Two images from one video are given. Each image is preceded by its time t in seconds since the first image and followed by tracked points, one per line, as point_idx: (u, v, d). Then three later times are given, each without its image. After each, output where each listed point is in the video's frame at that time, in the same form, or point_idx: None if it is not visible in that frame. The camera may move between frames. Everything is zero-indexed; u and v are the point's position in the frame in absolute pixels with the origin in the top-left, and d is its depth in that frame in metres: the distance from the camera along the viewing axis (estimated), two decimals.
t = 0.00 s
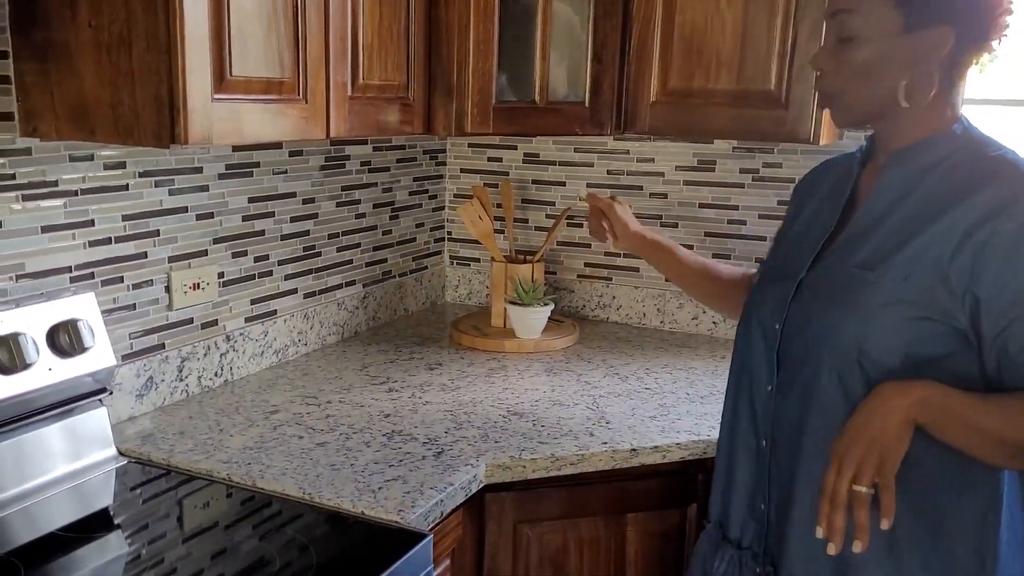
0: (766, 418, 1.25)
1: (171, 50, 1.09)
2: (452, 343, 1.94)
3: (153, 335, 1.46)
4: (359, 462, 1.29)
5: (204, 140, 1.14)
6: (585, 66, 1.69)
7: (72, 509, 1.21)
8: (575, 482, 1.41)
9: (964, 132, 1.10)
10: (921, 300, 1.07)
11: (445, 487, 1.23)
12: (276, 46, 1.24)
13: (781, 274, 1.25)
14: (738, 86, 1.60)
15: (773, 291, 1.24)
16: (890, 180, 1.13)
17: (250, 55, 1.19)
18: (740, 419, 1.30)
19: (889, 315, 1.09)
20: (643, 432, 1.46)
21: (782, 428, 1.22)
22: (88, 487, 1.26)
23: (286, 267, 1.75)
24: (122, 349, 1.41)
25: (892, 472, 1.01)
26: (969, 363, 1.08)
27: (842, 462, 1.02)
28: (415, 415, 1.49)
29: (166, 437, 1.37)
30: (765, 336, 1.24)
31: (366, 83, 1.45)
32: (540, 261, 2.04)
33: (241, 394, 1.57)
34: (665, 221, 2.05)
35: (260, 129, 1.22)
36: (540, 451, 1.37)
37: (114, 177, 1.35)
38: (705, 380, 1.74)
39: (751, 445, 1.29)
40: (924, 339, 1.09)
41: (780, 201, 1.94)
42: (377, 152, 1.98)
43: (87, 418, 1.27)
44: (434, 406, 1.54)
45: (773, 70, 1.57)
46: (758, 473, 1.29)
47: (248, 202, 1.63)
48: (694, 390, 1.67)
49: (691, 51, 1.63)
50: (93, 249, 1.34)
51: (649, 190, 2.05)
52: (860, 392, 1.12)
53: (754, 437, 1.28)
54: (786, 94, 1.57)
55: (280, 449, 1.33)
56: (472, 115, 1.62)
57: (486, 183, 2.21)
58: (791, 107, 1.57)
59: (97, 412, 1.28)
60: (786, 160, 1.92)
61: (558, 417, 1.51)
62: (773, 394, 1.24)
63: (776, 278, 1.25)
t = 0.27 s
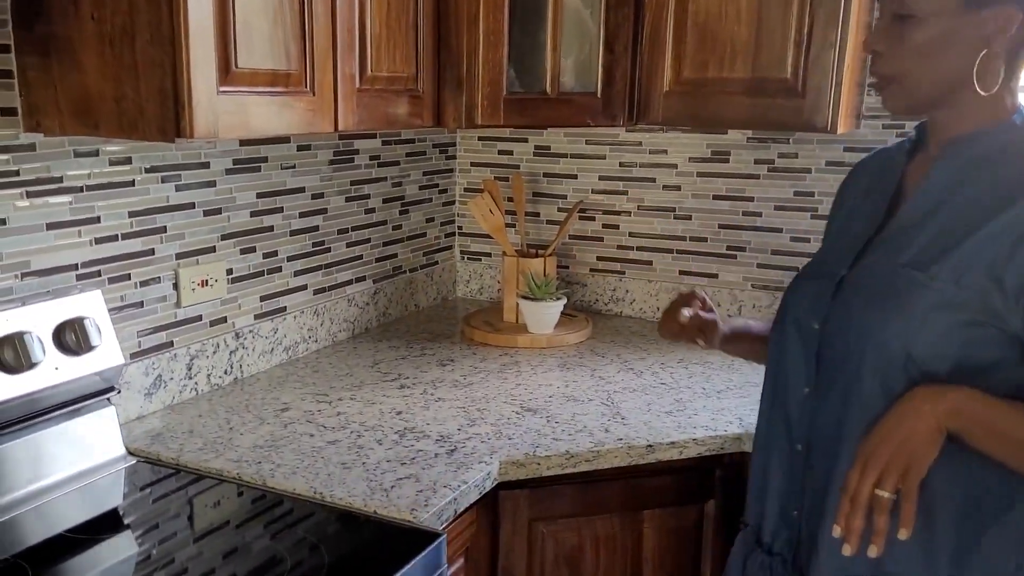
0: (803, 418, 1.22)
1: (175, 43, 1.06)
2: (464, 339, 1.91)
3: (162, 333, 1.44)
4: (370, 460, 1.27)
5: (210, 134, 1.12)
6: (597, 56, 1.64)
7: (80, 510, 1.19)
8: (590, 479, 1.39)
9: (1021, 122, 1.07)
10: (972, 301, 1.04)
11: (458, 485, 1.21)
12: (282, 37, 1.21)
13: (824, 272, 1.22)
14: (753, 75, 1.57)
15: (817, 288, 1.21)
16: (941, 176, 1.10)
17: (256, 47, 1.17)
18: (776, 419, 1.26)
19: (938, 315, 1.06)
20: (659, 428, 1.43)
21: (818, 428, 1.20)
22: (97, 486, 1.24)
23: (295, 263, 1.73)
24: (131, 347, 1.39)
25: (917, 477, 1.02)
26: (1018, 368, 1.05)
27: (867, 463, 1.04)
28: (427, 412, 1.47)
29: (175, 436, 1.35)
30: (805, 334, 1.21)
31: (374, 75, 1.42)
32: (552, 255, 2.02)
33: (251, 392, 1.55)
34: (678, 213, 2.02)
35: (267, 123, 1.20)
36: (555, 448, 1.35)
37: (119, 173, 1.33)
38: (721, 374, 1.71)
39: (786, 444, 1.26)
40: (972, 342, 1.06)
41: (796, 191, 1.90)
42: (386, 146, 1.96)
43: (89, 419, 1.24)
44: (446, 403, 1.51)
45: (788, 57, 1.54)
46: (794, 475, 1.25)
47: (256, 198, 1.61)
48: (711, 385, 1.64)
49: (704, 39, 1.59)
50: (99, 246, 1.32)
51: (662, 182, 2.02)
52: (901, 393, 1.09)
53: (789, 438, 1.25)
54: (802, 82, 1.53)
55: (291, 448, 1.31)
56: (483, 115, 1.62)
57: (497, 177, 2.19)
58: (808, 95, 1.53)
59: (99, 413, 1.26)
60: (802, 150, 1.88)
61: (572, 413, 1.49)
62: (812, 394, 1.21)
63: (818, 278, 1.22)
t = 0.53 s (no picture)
0: (863, 441, 1.10)
1: (170, 37, 1.03)
2: (472, 338, 1.88)
3: (163, 335, 1.41)
4: (375, 465, 1.24)
5: (206, 130, 1.08)
6: (605, 50, 1.61)
7: (80, 518, 1.16)
8: (601, 483, 1.35)
9: None
10: None
11: (465, 490, 1.17)
12: (280, 29, 1.18)
13: (891, 281, 1.09)
14: (766, 65, 1.52)
15: (885, 300, 1.09)
16: None
17: (253, 41, 1.13)
18: (834, 444, 1.14)
19: None
20: (672, 430, 1.40)
21: (882, 454, 1.07)
22: (98, 493, 1.21)
23: (298, 262, 1.69)
24: (131, 350, 1.36)
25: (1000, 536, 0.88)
26: None
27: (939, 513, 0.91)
28: (433, 414, 1.43)
29: (176, 440, 1.32)
30: (868, 348, 1.09)
31: (377, 69, 1.39)
32: (560, 252, 1.98)
33: (254, 395, 1.52)
34: (690, 208, 1.98)
35: (265, 118, 1.17)
36: (565, 450, 1.31)
37: (118, 172, 1.30)
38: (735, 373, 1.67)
39: (845, 471, 1.13)
40: None
41: (811, 184, 1.86)
42: (391, 143, 1.93)
43: (89, 423, 1.23)
44: (453, 404, 1.48)
45: (803, 46, 1.49)
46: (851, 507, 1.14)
47: (258, 196, 1.58)
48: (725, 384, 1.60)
49: (716, 29, 1.55)
50: (97, 247, 1.29)
51: (672, 176, 1.98)
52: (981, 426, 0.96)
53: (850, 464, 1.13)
54: (817, 72, 1.49)
55: (295, 452, 1.28)
56: (488, 109, 1.58)
57: (504, 173, 2.15)
58: (823, 85, 1.49)
59: (99, 417, 1.24)
60: (816, 142, 1.84)
61: (582, 415, 1.45)
62: (874, 415, 1.08)
63: (885, 286, 1.10)
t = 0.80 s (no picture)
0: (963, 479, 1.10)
1: (164, 33, 0.98)
2: (484, 341, 1.83)
3: (165, 340, 1.37)
4: (380, 476, 1.20)
5: (201, 129, 1.04)
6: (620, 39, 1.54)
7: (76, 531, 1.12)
8: (616, 494, 1.30)
9: None
10: None
11: (472, 503, 1.13)
12: (281, 24, 1.13)
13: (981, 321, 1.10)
14: (788, 57, 1.46)
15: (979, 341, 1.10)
16: None
17: (252, 36, 1.09)
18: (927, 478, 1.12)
19: None
20: (690, 439, 1.34)
21: (981, 488, 1.09)
22: (97, 504, 1.17)
23: (305, 264, 1.65)
24: (131, 356, 1.32)
25: None
26: None
27: None
28: (442, 421, 1.39)
29: (177, 449, 1.28)
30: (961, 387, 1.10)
31: (382, 65, 1.34)
32: (575, 252, 1.93)
33: (260, 401, 1.48)
34: (708, 206, 1.92)
35: (265, 117, 1.12)
36: (578, 460, 1.26)
37: (116, 173, 1.26)
38: (755, 377, 1.61)
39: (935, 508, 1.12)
40: None
41: (835, 181, 1.80)
42: (401, 141, 1.88)
43: (90, 431, 1.19)
44: (463, 411, 1.43)
45: (827, 37, 1.43)
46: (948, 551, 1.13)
47: (263, 197, 1.53)
48: (745, 390, 1.54)
49: (735, 21, 1.49)
50: (96, 251, 1.25)
51: (691, 173, 1.92)
52: None
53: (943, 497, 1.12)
54: (842, 64, 1.43)
55: (298, 463, 1.24)
56: (499, 103, 1.56)
57: (517, 170, 2.10)
58: (847, 78, 1.42)
59: (100, 424, 1.20)
60: (841, 137, 1.77)
61: (597, 422, 1.40)
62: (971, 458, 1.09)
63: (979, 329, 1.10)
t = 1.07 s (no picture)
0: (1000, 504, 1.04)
1: (147, 35, 0.93)
2: (493, 351, 1.77)
3: (160, 353, 1.33)
4: (379, 499, 1.14)
5: (190, 136, 0.98)
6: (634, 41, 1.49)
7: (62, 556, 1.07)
8: (627, 517, 1.24)
9: None
10: None
11: (474, 529, 1.07)
12: (275, 24, 1.08)
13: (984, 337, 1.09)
14: (811, 57, 1.39)
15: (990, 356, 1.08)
16: None
17: (243, 38, 1.03)
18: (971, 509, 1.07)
19: None
20: (705, 459, 1.28)
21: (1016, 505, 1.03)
22: (86, 526, 1.13)
23: (308, 272, 1.60)
24: (125, 369, 1.27)
25: None
26: None
27: None
28: (446, 438, 1.33)
29: (170, 467, 1.23)
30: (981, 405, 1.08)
31: (384, 67, 1.28)
32: (588, 258, 1.86)
33: (259, 415, 1.43)
34: (726, 211, 1.86)
35: (258, 122, 1.07)
36: (587, 482, 1.20)
37: (109, 180, 1.21)
38: (775, 391, 1.54)
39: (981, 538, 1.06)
40: None
41: (859, 185, 1.72)
42: (408, 144, 1.83)
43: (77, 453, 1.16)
44: (468, 427, 1.37)
45: (851, 35, 1.36)
46: None
47: (264, 204, 1.49)
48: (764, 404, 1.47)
49: (755, 18, 1.42)
50: (87, 261, 1.20)
51: (708, 176, 1.86)
52: None
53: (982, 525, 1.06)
54: (867, 64, 1.35)
55: (294, 483, 1.19)
56: (507, 107, 1.51)
57: (529, 174, 2.04)
58: (873, 78, 1.35)
59: (88, 446, 1.17)
60: (866, 139, 1.70)
61: (608, 439, 1.34)
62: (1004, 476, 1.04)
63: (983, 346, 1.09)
